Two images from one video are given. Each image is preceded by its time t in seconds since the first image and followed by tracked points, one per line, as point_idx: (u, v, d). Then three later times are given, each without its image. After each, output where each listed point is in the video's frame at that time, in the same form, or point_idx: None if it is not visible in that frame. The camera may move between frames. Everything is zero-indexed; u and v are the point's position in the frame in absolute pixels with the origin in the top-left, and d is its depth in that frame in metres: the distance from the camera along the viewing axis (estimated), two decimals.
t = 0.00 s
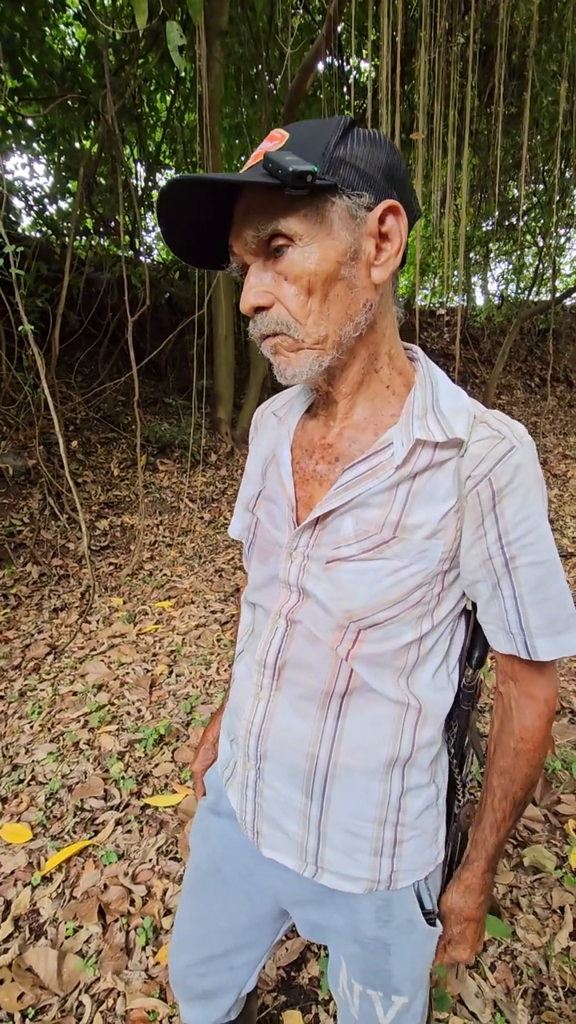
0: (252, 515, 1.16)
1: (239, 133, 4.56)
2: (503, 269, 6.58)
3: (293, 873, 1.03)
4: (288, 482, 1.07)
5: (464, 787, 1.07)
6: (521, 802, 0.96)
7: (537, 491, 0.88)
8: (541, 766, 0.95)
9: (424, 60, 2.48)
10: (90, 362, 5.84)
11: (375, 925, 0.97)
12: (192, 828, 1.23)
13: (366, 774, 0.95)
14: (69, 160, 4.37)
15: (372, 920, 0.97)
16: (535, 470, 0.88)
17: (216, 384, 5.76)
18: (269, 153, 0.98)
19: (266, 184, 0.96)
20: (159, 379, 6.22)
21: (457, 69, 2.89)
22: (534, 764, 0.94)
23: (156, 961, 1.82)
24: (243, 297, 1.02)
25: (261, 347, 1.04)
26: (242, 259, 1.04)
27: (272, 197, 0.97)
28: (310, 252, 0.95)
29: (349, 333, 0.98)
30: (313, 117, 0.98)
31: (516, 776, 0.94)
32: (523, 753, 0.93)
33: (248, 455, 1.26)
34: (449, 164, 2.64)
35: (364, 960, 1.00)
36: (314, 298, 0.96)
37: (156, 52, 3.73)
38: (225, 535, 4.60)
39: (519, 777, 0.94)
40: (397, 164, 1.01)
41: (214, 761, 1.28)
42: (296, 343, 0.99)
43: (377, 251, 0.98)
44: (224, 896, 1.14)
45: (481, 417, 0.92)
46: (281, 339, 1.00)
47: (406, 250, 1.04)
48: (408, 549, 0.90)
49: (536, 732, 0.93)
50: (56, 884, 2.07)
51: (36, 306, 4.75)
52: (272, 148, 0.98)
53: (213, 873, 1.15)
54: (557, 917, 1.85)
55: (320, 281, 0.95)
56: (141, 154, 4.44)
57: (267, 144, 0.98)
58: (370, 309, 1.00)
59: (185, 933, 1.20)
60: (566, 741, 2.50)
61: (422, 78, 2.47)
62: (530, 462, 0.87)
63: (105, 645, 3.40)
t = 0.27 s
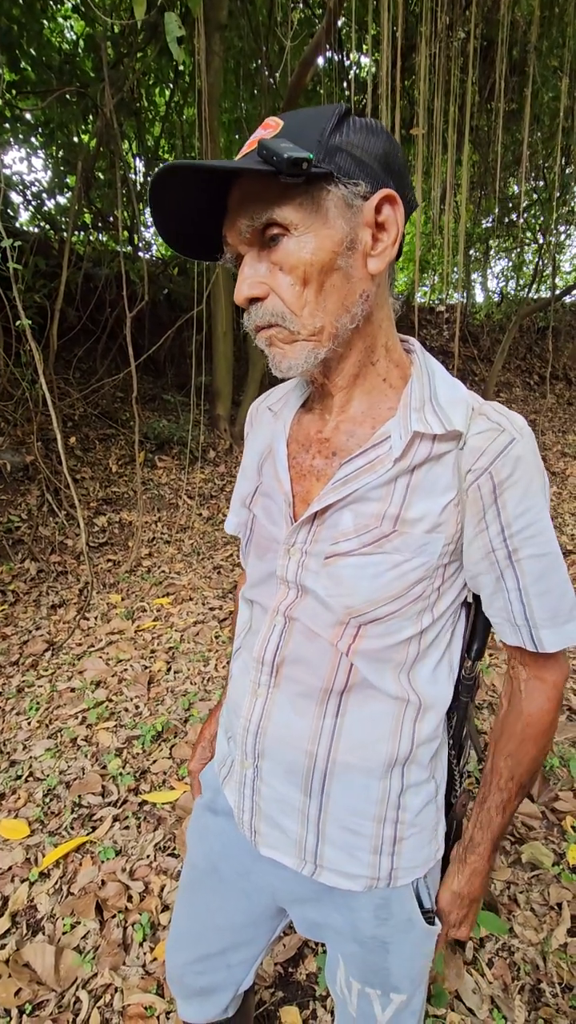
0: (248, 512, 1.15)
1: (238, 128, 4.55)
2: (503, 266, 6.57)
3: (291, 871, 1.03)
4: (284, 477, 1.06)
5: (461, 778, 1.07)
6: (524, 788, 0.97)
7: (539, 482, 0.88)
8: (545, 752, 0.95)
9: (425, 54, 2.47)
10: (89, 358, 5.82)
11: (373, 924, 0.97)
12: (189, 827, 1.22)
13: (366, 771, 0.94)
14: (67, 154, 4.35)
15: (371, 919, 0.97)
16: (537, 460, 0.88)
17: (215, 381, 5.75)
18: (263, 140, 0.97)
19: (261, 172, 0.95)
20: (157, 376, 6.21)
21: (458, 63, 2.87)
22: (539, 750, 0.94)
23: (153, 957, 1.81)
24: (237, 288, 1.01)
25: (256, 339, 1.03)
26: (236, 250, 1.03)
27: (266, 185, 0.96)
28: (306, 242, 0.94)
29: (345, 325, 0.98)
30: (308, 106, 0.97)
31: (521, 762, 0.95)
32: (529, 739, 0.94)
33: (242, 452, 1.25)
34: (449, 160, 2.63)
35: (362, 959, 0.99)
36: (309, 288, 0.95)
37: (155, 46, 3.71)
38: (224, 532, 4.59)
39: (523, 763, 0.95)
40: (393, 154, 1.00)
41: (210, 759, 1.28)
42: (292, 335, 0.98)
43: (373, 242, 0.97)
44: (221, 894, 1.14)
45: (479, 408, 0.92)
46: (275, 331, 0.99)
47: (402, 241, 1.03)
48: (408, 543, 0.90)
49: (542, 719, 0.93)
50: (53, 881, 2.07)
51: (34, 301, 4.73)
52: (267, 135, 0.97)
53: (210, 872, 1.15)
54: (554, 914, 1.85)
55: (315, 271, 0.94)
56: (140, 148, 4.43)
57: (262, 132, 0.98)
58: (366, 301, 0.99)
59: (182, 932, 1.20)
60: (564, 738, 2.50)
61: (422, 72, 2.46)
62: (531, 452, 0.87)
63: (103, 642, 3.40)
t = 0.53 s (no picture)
0: (245, 508, 1.15)
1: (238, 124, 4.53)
2: (504, 263, 6.55)
3: (291, 869, 1.03)
4: (280, 474, 1.06)
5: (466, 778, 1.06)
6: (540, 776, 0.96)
7: (541, 471, 0.88)
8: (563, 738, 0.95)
9: (425, 49, 2.46)
10: (88, 355, 5.82)
11: (372, 922, 0.97)
12: (187, 825, 1.22)
13: (366, 768, 0.94)
14: (66, 150, 4.34)
15: (370, 917, 0.97)
16: (538, 450, 0.88)
17: (215, 378, 5.74)
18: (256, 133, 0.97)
19: (254, 164, 0.95)
20: (157, 373, 6.20)
21: (459, 59, 2.86)
22: (557, 735, 0.94)
23: (152, 954, 1.82)
24: (231, 283, 1.01)
25: (250, 333, 1.03)
26: (230, 243, 1.03)
27: (259, 178, 0.96)
28: (300, 234, 0.94)
29: (339, 319, 0.97)
30: (301, 99, 0.97)
31: (539, 747, 0.94)
32: (548, 722, 0.93)
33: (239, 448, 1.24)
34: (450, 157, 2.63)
35: (361, 957, 0.99)
36: (303, 282, 0.94)
37: (155, 41, 3.69)
38: (223, 529, 4.59)
39: (542, 748, 0.94)
40: (387, 147, 1.00)
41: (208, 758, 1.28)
42: (287, 328, 0.97)
43: (367, 235, 0.97)
44: (220, 893, 1.14)
45: (476, 401, 0.92)
46: (269, 324, 0.99)
47: (396, 235, 1.03)
48: (407, 538, 0.90)
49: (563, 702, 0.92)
50: (52, 877, 2.07)
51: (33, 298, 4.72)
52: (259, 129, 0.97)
53: (208, 871, 1.15)
54: (553, 910, 1.85)
55: (309, 265, 0.94)
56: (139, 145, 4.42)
57: (255, 126, 0.97)
58: (361, 294, 0.99)
59: (180, 930, 1.20)
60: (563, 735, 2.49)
61: (423, 66, 2.44)
62: (530, 443, 0.87)
63: (102, 639, 3.40)
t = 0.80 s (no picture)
0: (245, 506, 1.14)
1: (238, 122, 4.53)
2: (504, 262, 6.55)
3: (290, 869, 1.03)
4: (281, 470, 1.05)
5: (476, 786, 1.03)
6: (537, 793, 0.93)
7: (539, 469, 0.87)
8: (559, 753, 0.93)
9: (426, 47, 2.45)
10: (88, 354, 5.81)
11: (371, 922, 0.97)
12: (186, 825, 1.22)
13: (365, 766, 0.94)
14: (66, 147, 4.34)
15: (369, 917, 0.97)
16: (535, 447, 0.87)
17: (215, 377, 5.74)
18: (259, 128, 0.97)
19: (257, 158, 0.95)
20: (157, 371, 6.20)
21: (459, 57, 2.85)
22: (552, 749, 0.92)
23: (151, 952, 1.82)
24: (233, 276, 1.01)
25: (251, 326, 1.03)
26: (232, 238, 1.03)
27: (261, 173, 0.96)
28: (301, 228, 0.94)
29: (340, 313, 0.97)
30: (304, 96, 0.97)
31: (534, 762, 0.92)
32: (542, 736, 0.91)
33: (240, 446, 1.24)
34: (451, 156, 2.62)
35: (360, 957, 0.99)
36: (304, 276, 0.94)
37: (155, 39, 3.69)
38: (223, 528, 4.58)
39: (537, 763, 0.92)
40: (390, 145, 1.00)
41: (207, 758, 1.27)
42: (290, 322, 0.97)
43: (368, 231, 0.97)
44: (219, 894, 1.14)
45: (476, 397, 0.91)
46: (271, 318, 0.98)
47: (397, 232, 1.03)
48: (406, 533, 0.90)
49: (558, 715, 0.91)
50: (51, 876, 2.07)
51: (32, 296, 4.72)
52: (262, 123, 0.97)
53: (207, 871, 1.15)
54: (552, 910, 1.85)
55: (310, 259, 0.94)
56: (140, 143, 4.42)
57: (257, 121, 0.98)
58: (361, 290, 0.98)
59: (179, 930, 1.20)
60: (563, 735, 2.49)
61: (423, 64, 2.43)
62: (528, 440, 0.87)
63: (102, 637, 3.40)
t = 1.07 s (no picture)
0: (245, 502, 1.15)
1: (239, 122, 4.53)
2: (505, 262, 6.55)
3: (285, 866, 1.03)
4: (282, 467, 1.06)
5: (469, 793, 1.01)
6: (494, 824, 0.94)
7: (532, 473, 0.87)
8: (513, 784, 0.93)
9: (427, 46, 2.45)
10: (88, 353, 5.82)
11: (366, 919, 0.97)
12: (183, 823, 1.22)
13: (360, 765, 0.95)
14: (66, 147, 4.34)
15: (363, 914, 0.97)
16: (528, 451, 0.87)
17: (215, 376, 5.74)
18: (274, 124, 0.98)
19: (271, 153, 0.96)
20: (157, 371, 6.21)
21: (459, 56, 2.85)
22: (506, 780, 0.92)
23: (149, 951, 1.82)
24: (240, 269, 1.01)
25: (257, 321, 1.03)
26: (241, 231, 1.04)
27: (274, 168, 0.97)
28: (310, 224, 0.94)
29: (345, 311, 0.97)
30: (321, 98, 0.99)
31: (489, 793, 0.92)
32: (496, 767, 0.92)
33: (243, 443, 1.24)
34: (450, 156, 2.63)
35: (354, 955, 1.00)
36: (311, 272, 0.95)
37: (155, 38, 3.69)
38: (223, 528, 4.59)
39: (492, 794, 0.92)
40: (400, 151, 1.00)
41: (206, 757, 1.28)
42: (293, 317, 0.98)
43: (376, 232, 0.97)
44: (215, 891, 1.15)
45: (477, 399, 0.92)
46: (277, 312, 0.99)
47: (404, 237, 1.03)
48: (400, 533, 0.90)
49: (510, 747, 0.91)
50: (50, 874, 2.07)
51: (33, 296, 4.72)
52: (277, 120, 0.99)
53: (204, 869, 1.15)
54: (549, 909, 1.85)
55: (318, 255, 0.94)
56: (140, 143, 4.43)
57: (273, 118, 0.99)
58: (366, 289, 0.98)
59: (176, 926, 1.20)
60: (561, 735, 2.50)
61: (424, 63, 2.43)
62: (524, 443, 0.87)
63: (101, 637, 3.40)
